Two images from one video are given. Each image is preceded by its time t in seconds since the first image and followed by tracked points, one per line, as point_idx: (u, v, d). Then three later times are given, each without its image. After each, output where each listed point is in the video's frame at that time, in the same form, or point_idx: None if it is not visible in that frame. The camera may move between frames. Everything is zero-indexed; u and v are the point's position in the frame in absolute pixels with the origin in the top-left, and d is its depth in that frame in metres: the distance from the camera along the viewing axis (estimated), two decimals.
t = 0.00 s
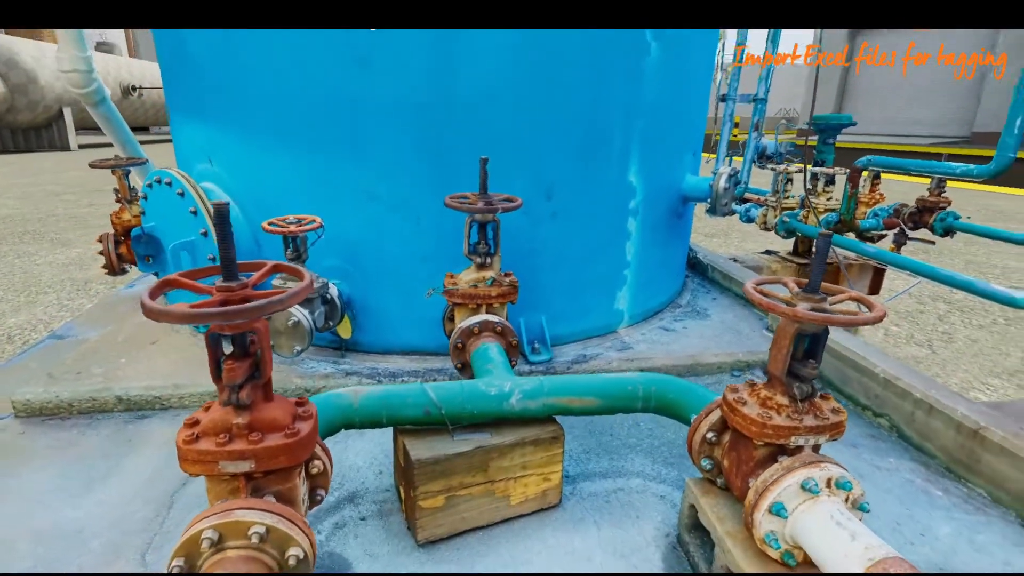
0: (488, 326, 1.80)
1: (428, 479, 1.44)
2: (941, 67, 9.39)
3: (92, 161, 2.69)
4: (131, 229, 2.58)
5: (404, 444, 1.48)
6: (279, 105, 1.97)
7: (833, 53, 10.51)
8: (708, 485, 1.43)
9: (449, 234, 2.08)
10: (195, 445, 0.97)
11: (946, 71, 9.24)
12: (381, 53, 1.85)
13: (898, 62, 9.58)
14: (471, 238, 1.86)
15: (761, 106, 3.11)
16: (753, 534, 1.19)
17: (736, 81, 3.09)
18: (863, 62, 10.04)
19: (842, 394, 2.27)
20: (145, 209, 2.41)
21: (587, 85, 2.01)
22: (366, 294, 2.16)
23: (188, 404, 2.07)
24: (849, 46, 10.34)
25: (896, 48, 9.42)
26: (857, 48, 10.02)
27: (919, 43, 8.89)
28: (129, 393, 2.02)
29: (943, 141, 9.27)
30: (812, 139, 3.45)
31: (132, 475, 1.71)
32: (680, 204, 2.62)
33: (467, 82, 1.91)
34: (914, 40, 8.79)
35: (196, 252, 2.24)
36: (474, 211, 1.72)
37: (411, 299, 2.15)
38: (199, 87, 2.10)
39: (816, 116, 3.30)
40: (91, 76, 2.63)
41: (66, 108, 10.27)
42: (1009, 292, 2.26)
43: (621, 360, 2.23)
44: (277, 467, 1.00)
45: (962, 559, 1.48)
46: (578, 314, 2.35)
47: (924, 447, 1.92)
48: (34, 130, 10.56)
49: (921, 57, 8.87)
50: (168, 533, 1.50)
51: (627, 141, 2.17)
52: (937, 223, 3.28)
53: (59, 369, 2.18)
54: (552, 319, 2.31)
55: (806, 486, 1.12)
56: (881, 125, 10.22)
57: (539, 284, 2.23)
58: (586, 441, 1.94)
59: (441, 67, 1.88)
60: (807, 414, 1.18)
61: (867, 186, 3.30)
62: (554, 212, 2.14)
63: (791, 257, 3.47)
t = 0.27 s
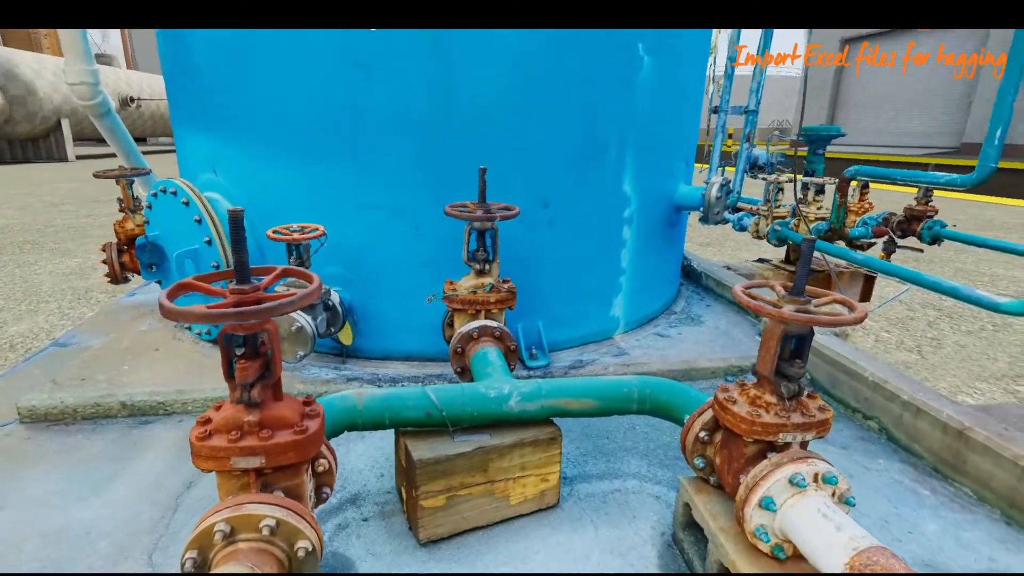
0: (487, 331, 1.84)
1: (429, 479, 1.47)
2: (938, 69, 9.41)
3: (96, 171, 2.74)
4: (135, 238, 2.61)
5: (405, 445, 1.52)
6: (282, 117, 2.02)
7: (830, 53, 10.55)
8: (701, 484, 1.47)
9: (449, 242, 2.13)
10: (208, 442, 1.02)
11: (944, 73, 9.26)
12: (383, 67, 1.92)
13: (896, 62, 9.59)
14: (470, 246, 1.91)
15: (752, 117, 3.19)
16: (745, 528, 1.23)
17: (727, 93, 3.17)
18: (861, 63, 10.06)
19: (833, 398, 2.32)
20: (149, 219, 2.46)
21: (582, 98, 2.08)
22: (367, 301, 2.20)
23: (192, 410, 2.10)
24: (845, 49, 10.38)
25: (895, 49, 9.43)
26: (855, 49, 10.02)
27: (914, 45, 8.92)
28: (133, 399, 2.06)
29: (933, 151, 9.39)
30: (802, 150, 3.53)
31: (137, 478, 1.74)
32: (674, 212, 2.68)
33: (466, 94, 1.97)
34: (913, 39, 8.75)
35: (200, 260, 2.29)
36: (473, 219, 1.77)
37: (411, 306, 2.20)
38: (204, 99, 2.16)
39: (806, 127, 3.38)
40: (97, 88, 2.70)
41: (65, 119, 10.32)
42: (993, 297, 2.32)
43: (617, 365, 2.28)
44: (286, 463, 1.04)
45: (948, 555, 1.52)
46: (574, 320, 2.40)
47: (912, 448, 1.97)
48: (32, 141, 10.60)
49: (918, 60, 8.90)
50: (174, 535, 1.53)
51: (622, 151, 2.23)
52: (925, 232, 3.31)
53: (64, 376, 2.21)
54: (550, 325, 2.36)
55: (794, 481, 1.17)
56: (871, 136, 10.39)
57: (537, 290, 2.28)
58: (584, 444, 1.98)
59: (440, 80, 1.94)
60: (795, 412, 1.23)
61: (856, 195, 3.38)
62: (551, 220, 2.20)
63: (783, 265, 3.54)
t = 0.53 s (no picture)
0: (486, 336, 1.89)
1: (430, 480, 1.51)
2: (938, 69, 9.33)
3: (101, 181, 2.78)
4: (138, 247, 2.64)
5: (407, 447, 1.56)
6: (286, 129, 2.08)
7: (829, 53, 10.53)
8: (695, 483, 1.51)
9: (449, 251, 2.19)
10: (220, 439, 1.06)
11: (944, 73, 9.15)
12: (384, 81, 1.98)
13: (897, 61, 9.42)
14: (469, 253, 1.96)
15: (744, 129, 3.27)
16: (736, 523, 1.28)
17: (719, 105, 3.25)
18: (861, 64, 9.95)
19: (824, 402, 2.37)
20: (154, 228, 2.53)
21: (577, 110, 2.15)
22: (368, 308, 2.25)
23: (195, 415, 2.13)
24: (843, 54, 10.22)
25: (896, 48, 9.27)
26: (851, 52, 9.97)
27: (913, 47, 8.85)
28: (137, 404, 2.09)
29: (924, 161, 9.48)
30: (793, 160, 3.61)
31: (142, 482, 1.77)
32: (668, 221, 2.74)
33: (465, 107, 2.04)
34: (914, 39, 8.69)
35: (204, 268, 2.35)
36: (472, 227, 1.82)
37: (411, 313, 2.25)
38: (210, 112, 2.22)
39: (796, 138, 3.46)
40: (103, 101, 2.75)
41: (63, 130, 10.37)
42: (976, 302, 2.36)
43: (614, 371, 2.33)
44: (294, 459, 1.08)
45: (935, 552, 1.56)
46: (571, 326, 2.45)
47: (901, 450, 2.01)
48: (30, 152, 10.63)
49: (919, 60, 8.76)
50: (179, 536, 1.56)
51: (616, 162, 2.30)
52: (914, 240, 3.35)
53: (68, 383, 2.24)
54: (547, 331, 2.41)
55: (782, 477, 1.22)
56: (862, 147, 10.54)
57: (534, 297, 2.33)
58: (580, 448, 2.02)
59: (440, 94, 2.01)
60: (783, 411, 1.28)
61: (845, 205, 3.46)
62: (548, 229, 2.26)
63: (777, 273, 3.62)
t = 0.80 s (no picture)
0: (484, 341, 1.94)
1: (431, 480, 1.55)
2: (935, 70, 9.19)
3: (106, 191, 2.83)
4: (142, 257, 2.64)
5: (408, 448, 1.60)
6: (290, 140, 2.14)
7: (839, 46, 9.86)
8: (688, 483, 1.56)
9: (448, 259, 2.24)
10: (230, 437, 1.10)
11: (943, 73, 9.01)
12: (387, 94, 2.05)
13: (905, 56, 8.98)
14: (469, 261, 2.01)
15: (736, 140, 3.34)
16: (727, 520, 1.33)
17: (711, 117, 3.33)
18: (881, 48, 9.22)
19: (815, 406, 2.43)
20: (157, 237, 2.56)
21: (573, 122, 2.22)
22: (369, 314, 2.29)
23: (198, 421, 2.16)
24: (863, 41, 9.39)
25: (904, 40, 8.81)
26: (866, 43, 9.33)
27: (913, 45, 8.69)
28: (141, 410, 2.12)
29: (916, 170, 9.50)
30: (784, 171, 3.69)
31: (147, 486, 1.80)
32: (662, 230, 2.80)
33: (465, 119, 2.10)
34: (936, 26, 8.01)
35: (208, 276, 2.39)
36: (471, 235, 1.88)
37: (411, 319, 2.29)
38: (215, 123, 2.27)
39: (787, 149, 3.54)
40: (110, 113, 2.81)
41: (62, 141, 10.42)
42: (963, 308, 2.42)
43: (610, 376, 2.38)
44: (301, 457, 1.12)
45: (921, 549, 1.61)
46: (568, 333, 2.50)
47: (889, 452, 2.07)
48: (28, 164, 10.66)
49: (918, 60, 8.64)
50: (185, 537, 1.59)
51: (611, 173, 2.37)
52: (903, 249, 3.40)
53: (73, 389, 2.27)
54: (544, 338, 2.46)
55: (771, 473, 1.27)
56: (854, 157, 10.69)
57: (532, 304, 2.38)
58: (577, 451, 2.06)
59: (441, 107, 2.07)
60: (771, 411, 1.33)
61: (835, 214, 3.54)
62: (545, 237, 2.32)
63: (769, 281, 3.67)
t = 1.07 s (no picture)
0: (483, 347, 1.99)
1: (432, 481, 1.59)
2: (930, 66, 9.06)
3: (111, 201, 2.88)
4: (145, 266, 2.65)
5: (409, 450, 1.64)
6: (293, 151, 2.20)
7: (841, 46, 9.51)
8: (682, 483, 1.61)
9: (448, 266, 2.30)
10: (240, 435, 1.15)
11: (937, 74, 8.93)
12: (388, 107, 2.11)
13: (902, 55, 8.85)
14: (467, 268, 2.07)
15: (729, 151, 3.42)
16: (719, 516, 1.38)
17: (704, 129, 3.40)
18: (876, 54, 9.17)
19: (807, 410, 2.48)
20: (161, 246, 2.60)
21: (568, 134, 2.29)
22: (369, 321, 2.34)
23: (201, 426, 2.20)
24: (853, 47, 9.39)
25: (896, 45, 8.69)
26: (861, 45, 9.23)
27: (914, 44, 8.54)
28: (145, 415, 2.15)
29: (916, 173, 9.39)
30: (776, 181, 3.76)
31: (152, 489, 1.83)
32: (656, 239, 2.87)
33: (464, 131, 2.17)
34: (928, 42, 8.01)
35: (212, 284, 2.43)
36: (470, 243, 1.93)
37: (411, 326, 2.34)
38: (219, 135, 2.33)
39: (778, 160, 3.61)
40: (114, 124, 2.86)
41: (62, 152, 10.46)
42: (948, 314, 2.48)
43: (606, 382, 2.42)
44: (308, 455, 1.17)
45: (909, 547, 1.65)
46: (565, 340, 2.55)
47: (879, 454, 2.11)
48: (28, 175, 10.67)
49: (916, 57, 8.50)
50: (190, 538, 1.62)
51: (606, 183, 2.43)
52: (891, 257, 3.47)
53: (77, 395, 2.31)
54: (541, 344, 2.51)
55: (760, 471, 1.32)
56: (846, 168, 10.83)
57: (529, 312, 2.44)
58: (574, 454, 2.10)
59: (441, 119, 2.14)
60: (760, 411, 1.39)
61: (826, 223, 3.61)
62: (541, 246, 2.38)
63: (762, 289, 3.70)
